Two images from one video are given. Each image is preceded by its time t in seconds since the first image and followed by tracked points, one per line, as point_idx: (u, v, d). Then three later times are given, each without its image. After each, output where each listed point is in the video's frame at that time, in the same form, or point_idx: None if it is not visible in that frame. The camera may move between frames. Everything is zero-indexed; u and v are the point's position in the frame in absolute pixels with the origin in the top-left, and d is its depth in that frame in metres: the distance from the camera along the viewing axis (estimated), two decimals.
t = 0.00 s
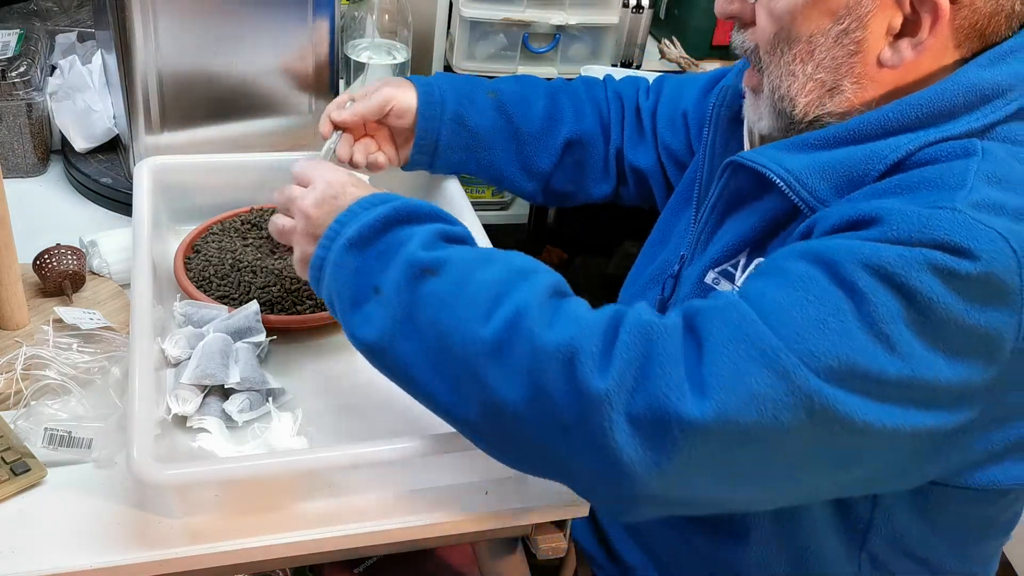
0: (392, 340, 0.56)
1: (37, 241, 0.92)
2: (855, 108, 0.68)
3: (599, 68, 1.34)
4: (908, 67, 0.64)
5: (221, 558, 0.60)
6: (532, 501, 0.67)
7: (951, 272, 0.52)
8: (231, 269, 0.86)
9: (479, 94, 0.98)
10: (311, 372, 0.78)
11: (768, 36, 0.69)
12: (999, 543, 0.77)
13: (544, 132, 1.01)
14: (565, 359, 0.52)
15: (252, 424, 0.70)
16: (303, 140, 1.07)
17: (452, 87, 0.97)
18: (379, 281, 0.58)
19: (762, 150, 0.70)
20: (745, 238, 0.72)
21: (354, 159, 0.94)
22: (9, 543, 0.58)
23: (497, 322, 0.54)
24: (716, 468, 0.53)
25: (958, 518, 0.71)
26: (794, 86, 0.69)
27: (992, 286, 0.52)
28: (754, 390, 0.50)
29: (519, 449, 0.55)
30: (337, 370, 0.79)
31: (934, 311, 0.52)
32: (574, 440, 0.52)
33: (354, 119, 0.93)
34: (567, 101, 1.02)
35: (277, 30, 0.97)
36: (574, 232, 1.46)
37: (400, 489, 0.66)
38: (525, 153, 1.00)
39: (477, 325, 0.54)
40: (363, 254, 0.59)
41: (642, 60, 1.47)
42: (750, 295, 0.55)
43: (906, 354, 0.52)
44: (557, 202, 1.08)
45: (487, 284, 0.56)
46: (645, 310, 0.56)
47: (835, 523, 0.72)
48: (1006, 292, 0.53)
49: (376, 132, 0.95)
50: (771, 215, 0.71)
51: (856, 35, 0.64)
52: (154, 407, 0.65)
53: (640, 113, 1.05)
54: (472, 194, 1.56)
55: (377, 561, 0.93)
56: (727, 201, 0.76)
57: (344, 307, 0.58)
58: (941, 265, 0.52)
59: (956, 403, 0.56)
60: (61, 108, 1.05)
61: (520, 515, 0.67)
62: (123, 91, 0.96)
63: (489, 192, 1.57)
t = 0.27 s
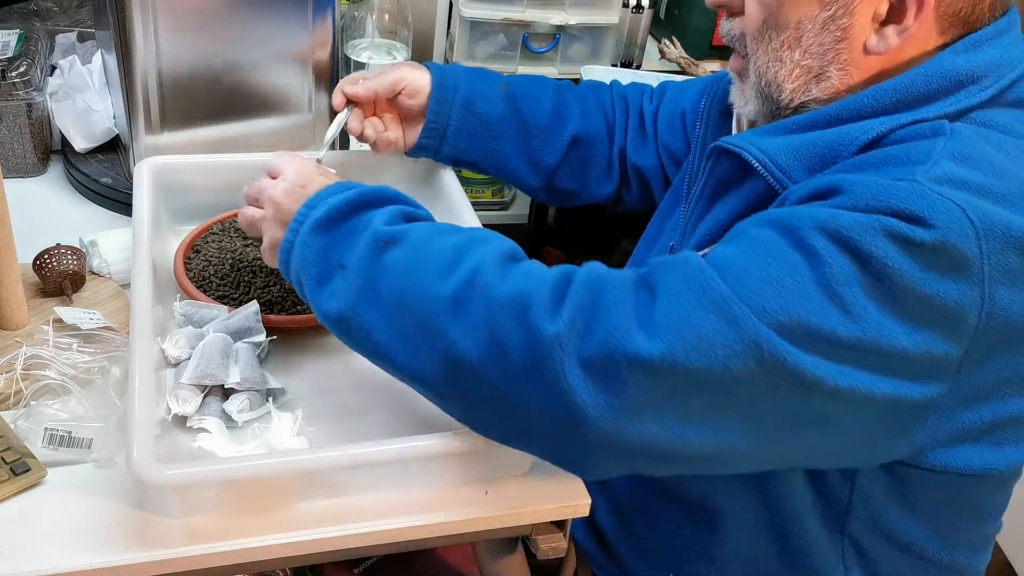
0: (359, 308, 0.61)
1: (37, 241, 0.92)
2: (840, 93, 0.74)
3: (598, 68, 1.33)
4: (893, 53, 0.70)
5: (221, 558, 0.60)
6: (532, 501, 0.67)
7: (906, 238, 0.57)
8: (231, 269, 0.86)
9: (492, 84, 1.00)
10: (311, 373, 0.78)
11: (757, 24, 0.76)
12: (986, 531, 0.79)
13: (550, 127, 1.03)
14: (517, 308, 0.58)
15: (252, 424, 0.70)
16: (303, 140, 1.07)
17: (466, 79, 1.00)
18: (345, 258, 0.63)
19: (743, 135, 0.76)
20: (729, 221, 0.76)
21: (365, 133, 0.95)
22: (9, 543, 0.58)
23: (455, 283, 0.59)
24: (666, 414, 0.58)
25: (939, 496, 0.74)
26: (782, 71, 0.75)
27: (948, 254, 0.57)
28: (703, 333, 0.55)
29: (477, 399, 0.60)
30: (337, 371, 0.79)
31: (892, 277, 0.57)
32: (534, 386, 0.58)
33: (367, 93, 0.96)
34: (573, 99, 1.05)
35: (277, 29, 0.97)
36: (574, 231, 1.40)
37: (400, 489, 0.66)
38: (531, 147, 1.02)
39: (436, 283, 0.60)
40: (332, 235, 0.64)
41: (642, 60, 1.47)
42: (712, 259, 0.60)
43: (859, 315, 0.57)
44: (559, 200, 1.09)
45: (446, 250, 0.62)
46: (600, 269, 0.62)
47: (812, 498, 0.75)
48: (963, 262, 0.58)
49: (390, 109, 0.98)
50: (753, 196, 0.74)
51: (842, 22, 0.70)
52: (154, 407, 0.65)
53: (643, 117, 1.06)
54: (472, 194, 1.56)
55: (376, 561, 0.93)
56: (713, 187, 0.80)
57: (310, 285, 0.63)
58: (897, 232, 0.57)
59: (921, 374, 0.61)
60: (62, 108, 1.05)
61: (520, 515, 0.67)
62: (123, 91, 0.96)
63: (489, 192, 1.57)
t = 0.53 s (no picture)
0: (339, 289, 0.63)
1: (37, 241, 0.92)
2: (822, 81, 0.74)
3: (596, 68, 1.33)
4: (875, 40, 0.71)
5: (220, 558, 0.60)
6: (531, 501, 0.67)
7: (872, 214, 0.57)
8: (230, 269, 0.86)
9: (493, 76, 1.01)
10: (311, 373, 0.78)
11: (740, 14, 0.77)
12: (973, 521, 0.79)
13: (547, 122, 1.03)
14: (487, 280, 0.60)
15: (251, 424, 0.70)
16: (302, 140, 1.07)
17: (468, 70, 1.00)
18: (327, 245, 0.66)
19: (723, 125, 0.76)
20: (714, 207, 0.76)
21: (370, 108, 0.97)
22: (9, 543, 0.58)
23: (431, 260, 0.62)
24: (634, 384, 0.58)
25: (928, 484, 0.73)
26: (766, 60, 0.75)
27: (914, 231, 0.57)
28: (669, 303, 0.57)
29: (452, 374, 0.61)
30: (336, 370, 0.79)
31: (858, 252, 0.57)
32: (507, 355, 0.59)
33: (369, 70, 0.97)
34: (571, 98, 1.05)
35: (277, 29, 0.97)
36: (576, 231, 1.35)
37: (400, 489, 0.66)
38: (526, 140, 1.02)
39: (412, 263, 0.62)
40: (320, 221, 0.68)
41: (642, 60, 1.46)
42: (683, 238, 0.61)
43: (825, 289, 0.57)
44: (551, 198, 1.09)
45: (422, 233, 0.65)
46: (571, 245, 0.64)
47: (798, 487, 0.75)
48: (930, 239, 0.58)
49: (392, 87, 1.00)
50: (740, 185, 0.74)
51: (824, 10, 0.70)
52: (154, 408, 0.65)
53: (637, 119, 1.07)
54: (472, 194, 1.56)
55: (376, 561, 0.93)
56: (700, 177, 0.79)
57: (294, 272, 0.66)
58: (863, 208, 0.57)
59: (892, 352, 0.61)
60: (61, 108, 1.05)
61: (519, 515, 0.66)
62: (122, 91, 0.96)
63: (489, 192, 1.57)
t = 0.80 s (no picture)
0: (335, 281, 0.66)
1: (37, 241, 0.92)
2: (811, 76, 0.74)
3: (594, 68, 1.33)
4: (862, 35, 0.71)
5: (221, 558, 0.60)
6: (531, 500, 0.67)
7: (855, 207, 0.56)
8: (230, 269, 0.86)
9: (494, 63, 1.01)
10: (310, 373, 0.78)
11: (729, 11, 0.77)
12: (966, 516, 0.79)
13: (544, 112, 1.02)
14: (475, 272, 0.61)
15: (252, 424, 0.70)
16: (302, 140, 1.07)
17: (471, 55, 1.00)
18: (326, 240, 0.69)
19: (714, 121, 0.76)
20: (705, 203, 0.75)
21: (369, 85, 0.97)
22: (9, 543, 0.58)
23: (422, 254, 0.64)
24: (618, 374, 0.59)
25: (920, 475, 0.73)
26: (754, 55, 0.75)
27: (897, 223, 0.57)
28: (651, 295, 0.57)
29: (446, 364, 0.63)
30: (335, 370, 0.79)
31: (841, 244, 0.57)
32: (494, 346, 0.60)
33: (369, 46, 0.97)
34: (569, 90, 1.05)
35: (277, 29, 0.97)
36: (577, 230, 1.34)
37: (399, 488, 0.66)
38: (523, 129, 1.02)
39: (405, 257, 0.65)
40: (317, 218, 0.70)
41: (642, 60, 1.46)
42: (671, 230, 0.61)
43: (808, 280, 0.57)
44: (542, 191, 1.09)
45: (416, 228, 0.67)
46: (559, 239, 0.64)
47: (791, 483, 0.74)
48: (915, 231, 0.57)
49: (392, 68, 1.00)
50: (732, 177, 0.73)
51: (811, 6, 0.71)
52: (154, 408, 0.65)
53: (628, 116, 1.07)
54: (472, 194, 1.56)
55: (376, 561, 0.93)
56: (693, 171, 0.78)
57: (294, 266, 0.68)
58: (845, 201, 0.57)
59: (879, 343, 0.61)
60: (62, 108, 1.05)
61: (518, 515, 0.66)
62: (122, 91, 0.96)
63: (489, 192, 1.57)
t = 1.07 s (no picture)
0: (336, 281, 0.66)
1: (37, 241, 0.92)
2: (808, 76, 0.74)
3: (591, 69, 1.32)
4: (859, 36, 0.71)
5: (221, 558, 0.60)
6: (531, 501, 0.67)
7: (850, 208, 0.56)
8: (230, 269, 0.86)
9: (487, 68, 1.01)
10: (310, 373, 0.78)
11: (727, 10, 0.77)
12: (965, 515, 0.79)
13: (538, 115, 1.02)
14: (472, 271, 0.61)
15: (252, 424, 0.70)
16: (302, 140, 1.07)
17: (463, 60, 1.00)
18: (331, 240, 0.69)
19: (710, 121, 0.76)
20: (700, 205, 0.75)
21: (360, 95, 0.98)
22: (9, 543, 0.58)
23: (421, 253, 0.64)
24: (613, 374, 0.59)
25: (918, 474, 0.73)
26: (751, 54, 0.75)
27: (892, 224, 0.56)
28: (645, 295, 0.57)
29: (444, 362, 0.63)
30: (335, 370, 0.79)
31: (836, 245, 0.57)
32: (490, 345, 0.60)
33: (360, 52, 0.96)
34: (563, 92, 1.05)
35: (278, 30, 0.97)
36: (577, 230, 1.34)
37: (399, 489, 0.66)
38: (517, 133, 1.02)
39: (405, 256, 0.65)
40: (320, 217, 0.70)
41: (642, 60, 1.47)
42: (667, 230, 0.61)
43: (802, 281, 0.57)
44: (537, 193, 1.09)
45: (416, 226, 0.67)
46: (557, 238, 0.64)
47: (790, 482, 0.74)
48: (911, 232, 0.57)
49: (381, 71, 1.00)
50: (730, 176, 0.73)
51: (809, 6, 0.71)
52: (154, 408, 0.65)
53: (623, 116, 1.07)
54: (472, 194, 1.56)
55: (377, 561, 0.93)
56: (692, 171, 0.78)
57: (298, 264, 0.69)
58: (840, 202, 0.56)
59: (875, 344, 0.61)
60: (62, 108, 1.05)
61: (518, 515, 0.66)
62: (122, 91, 0.96)
63: (489, 192, 1.57)
